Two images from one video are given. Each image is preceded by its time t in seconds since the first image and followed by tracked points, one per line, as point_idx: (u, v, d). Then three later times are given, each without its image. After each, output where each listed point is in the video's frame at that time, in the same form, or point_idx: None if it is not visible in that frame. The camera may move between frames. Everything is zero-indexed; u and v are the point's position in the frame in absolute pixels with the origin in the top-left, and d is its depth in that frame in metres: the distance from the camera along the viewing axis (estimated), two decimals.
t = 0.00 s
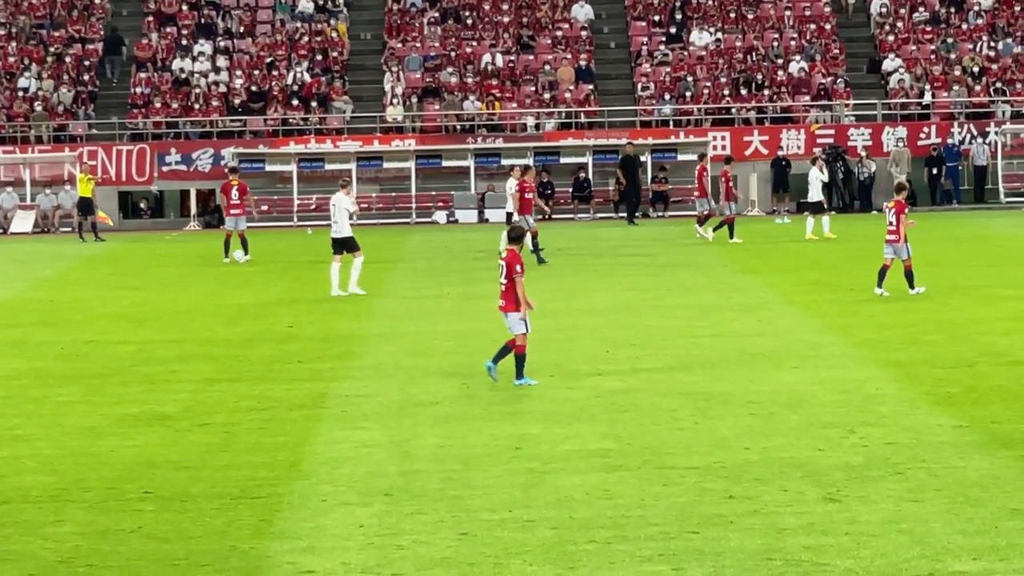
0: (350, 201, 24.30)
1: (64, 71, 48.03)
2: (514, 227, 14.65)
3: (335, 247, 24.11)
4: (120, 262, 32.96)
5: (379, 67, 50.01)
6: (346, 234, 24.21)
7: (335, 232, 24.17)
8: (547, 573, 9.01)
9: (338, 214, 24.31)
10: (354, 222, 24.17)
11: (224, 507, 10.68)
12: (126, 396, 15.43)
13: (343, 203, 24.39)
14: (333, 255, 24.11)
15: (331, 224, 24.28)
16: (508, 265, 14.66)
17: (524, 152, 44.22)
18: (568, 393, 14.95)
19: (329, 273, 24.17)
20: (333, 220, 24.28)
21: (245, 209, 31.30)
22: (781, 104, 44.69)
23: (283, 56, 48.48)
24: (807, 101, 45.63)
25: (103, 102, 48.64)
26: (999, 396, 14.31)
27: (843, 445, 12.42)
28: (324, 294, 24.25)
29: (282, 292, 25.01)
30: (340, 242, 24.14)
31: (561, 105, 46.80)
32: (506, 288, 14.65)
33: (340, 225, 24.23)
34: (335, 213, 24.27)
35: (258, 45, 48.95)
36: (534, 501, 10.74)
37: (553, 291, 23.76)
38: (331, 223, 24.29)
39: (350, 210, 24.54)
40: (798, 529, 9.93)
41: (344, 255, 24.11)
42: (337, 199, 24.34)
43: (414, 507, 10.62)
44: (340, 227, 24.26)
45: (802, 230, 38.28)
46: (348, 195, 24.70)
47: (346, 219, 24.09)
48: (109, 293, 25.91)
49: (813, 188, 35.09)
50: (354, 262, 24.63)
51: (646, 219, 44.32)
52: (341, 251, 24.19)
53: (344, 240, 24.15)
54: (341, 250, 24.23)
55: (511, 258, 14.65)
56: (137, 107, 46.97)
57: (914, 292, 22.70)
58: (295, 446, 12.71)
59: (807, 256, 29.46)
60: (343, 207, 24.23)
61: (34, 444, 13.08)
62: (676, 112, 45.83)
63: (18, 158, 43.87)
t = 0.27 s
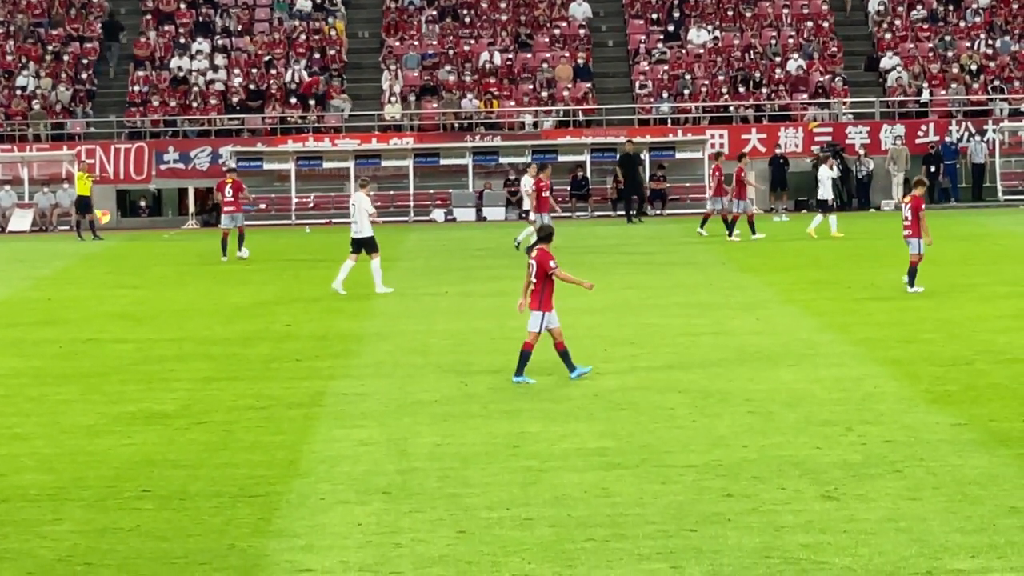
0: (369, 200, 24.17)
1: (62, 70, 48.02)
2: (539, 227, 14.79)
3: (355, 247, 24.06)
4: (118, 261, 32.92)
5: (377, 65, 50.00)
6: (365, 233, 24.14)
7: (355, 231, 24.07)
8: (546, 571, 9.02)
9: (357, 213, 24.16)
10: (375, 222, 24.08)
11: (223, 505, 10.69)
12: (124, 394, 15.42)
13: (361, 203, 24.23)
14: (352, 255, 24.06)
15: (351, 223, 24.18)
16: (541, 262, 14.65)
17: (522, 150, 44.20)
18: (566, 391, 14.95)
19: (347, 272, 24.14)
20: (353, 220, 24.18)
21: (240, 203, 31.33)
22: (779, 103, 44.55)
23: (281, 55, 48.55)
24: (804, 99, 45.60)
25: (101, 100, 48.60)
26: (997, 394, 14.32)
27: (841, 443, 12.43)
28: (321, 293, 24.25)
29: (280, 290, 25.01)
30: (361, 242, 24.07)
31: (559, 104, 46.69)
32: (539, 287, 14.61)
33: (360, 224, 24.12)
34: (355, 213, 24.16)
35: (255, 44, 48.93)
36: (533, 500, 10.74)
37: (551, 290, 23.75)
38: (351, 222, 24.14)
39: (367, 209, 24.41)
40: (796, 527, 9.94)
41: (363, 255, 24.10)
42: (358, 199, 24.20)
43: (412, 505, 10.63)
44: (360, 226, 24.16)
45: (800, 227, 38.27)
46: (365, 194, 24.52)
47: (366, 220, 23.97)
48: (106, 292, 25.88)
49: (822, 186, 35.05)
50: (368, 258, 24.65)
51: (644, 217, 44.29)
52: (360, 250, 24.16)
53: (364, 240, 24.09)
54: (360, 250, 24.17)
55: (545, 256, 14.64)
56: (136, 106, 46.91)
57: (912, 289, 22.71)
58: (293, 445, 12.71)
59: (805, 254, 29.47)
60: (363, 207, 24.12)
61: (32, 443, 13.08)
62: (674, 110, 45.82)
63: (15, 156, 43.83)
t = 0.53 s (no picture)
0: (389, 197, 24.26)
1: (60, 70, 48.03)
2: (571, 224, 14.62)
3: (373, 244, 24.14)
4: (116, 261, 32.91)
5: (375, 65, 50.00)
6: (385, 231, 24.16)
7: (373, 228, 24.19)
8: (545, 570, 9.03)
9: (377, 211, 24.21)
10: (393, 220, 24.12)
11: (221, 505, 10.69)
12: (123, 394, 15.42)
13: (381, 200, 24.29)
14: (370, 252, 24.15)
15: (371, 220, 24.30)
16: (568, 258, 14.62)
17: (520, 150, 44.11)
18: (564, 391, 14.95)
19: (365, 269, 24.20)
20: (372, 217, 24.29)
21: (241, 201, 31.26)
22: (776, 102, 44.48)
23: (278, 55, 48.57)
24: (802, 98, 45.62)
25: (99, 100, 48.59)
26: (996, 393, 14.33)
27: (840, 442, 12.43)
28: (320, 292, 24.25)
29: (278, 290, 25.00)
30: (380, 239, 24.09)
31: (556, 103, 46.78)
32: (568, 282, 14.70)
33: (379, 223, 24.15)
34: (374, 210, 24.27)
35: (253, 44, 48.93)
36: (531, 499, 10.74)
37: (550, 289, 23.74)
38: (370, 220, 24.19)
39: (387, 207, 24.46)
40: (794, 527, 9.94)
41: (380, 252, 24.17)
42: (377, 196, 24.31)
43: (411, 505, 10.63)
44: (379, 224, 24.27)
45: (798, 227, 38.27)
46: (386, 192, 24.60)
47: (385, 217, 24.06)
48: (104, 292, 25.86)
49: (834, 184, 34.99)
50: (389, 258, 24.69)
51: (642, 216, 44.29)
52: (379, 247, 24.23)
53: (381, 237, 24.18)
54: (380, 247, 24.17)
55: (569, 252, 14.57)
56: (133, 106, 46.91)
57: (910, 289, 22.71)
58: (292, 444, 12.72)
59: (803, 253, 29.47)
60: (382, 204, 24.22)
61: (30, 443, 13.07)
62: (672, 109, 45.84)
63: (13, 157, 43.68)
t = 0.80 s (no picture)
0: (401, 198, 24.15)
1: (54, 70, 47.97)
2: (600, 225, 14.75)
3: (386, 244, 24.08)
4: (112, 262, 32.88)
5: (370, 65, 49.97)
6: (398, 232, 24.11)
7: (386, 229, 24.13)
8: (541, 571, 9.03)
9: (389, 212, 24.21)
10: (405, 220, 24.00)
11: (218, 506, 10.68)
12: (118, 395, 15.39)
13: (394, 202, 24.19)
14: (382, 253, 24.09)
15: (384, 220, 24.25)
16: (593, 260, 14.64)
17: (515, 150, 44.18)
18: (559, 391, 14.94)
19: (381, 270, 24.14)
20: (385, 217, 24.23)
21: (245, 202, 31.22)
22: (772, 102, 44.52)
23: (273, 55, 48.55)
24: (798, 99, 45.71)
25: (94, 101, 48.50)
26: (991, 392, 14.34)
27: (835, 442, 12.43)
28: (315, 293, 24.24)
29: (274, 291, 24.97)
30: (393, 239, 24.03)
31: (551, 103, 46.84)
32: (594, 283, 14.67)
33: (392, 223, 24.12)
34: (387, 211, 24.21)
35: (248, 44, 48.89)
36: (527, 500, 10.74)
37: (545, 289, 23.75)
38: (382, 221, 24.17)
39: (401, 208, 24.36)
40: (790, 526, 9.94)
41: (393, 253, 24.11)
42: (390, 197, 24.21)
43: (406, 505, 10.63)
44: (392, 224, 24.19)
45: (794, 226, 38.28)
46: (400, 192, 24.50)
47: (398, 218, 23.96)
48: (99, 293, 25.84)
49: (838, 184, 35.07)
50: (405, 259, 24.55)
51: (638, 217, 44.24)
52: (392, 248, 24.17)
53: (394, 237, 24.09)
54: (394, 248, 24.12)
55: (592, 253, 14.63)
56: (128, 107, 46.86)
57: (906, 289, 22.72)
58: (288, 445, 12.71)
59: (798, 252, 29.48)
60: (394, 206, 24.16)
61: (26, 444, 13.06)
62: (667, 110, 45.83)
63: (7, 158, 43.55)
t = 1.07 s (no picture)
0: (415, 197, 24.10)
1: (51, 72, 47.98)
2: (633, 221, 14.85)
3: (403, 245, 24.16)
4: (108, 263, 32.85)
5: (367, 67, 49.93)
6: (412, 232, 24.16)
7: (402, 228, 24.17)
8: (538, 571, 9.02)
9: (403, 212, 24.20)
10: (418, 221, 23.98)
11: (214, 507, 10.67)
12: (115, 397, 15.38)
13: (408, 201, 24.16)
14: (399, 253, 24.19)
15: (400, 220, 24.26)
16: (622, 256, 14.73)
17: (512, 150, 44.24)
18: (555, 392, 14.94)
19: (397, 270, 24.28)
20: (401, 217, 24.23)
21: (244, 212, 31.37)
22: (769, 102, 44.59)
23: (270, 56, 48.55)
24: (794, 99, 45.55)
25: (90, 103, 48.46)
26: (988, 393, 14.34)
27: (832, 443, 12.43)
28: (312, 295, 24.22)
29: (271, 292, 24.96)
30: (406, 239, 24.14)
31: (548, 104, 46.85)
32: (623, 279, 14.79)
33: (405, 223, 24.20)
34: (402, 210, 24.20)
35: (244, 46, 48.86)
36: (523, 501, 10.73)
37: (541, 290, 23.75)
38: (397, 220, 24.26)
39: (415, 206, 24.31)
40: (786, 527, 9.94)
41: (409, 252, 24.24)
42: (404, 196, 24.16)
43: (403, 506, 10.62)
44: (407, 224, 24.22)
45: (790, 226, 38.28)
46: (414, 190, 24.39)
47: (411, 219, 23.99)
48: (96, 295, 25.83)
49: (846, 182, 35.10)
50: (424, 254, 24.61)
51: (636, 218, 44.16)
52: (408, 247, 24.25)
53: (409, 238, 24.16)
54: (409, 247, 24.29)
55: (625, 250, 14.69)
56: (124, 109, 46.83)
57: (903, 289, 22.73)
58: (284, 446, 12.70)
59: (795, 253, 29.51)
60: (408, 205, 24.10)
61: (22, 446, 13.04)
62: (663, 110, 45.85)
63: (5, 160, 43.69)
